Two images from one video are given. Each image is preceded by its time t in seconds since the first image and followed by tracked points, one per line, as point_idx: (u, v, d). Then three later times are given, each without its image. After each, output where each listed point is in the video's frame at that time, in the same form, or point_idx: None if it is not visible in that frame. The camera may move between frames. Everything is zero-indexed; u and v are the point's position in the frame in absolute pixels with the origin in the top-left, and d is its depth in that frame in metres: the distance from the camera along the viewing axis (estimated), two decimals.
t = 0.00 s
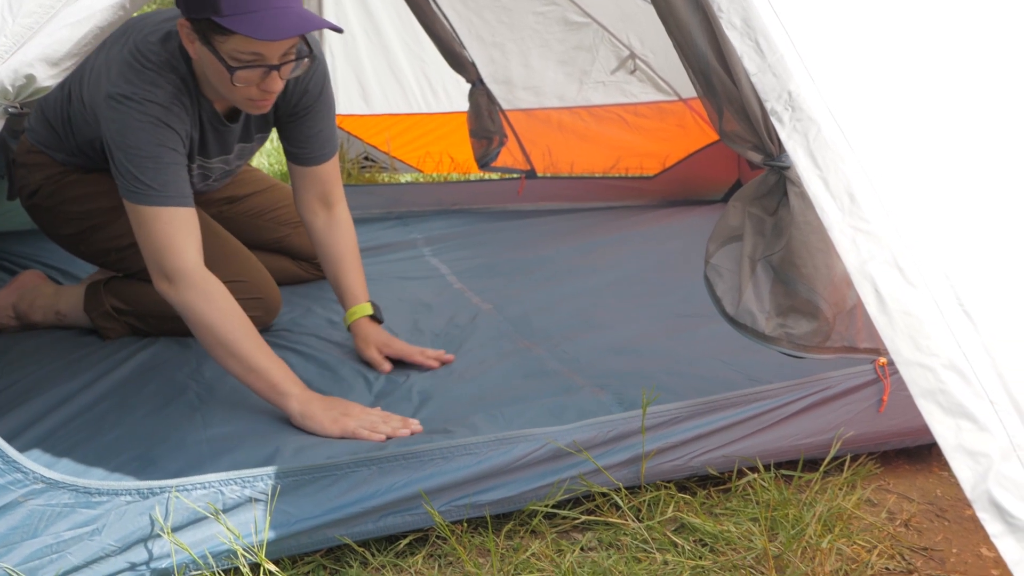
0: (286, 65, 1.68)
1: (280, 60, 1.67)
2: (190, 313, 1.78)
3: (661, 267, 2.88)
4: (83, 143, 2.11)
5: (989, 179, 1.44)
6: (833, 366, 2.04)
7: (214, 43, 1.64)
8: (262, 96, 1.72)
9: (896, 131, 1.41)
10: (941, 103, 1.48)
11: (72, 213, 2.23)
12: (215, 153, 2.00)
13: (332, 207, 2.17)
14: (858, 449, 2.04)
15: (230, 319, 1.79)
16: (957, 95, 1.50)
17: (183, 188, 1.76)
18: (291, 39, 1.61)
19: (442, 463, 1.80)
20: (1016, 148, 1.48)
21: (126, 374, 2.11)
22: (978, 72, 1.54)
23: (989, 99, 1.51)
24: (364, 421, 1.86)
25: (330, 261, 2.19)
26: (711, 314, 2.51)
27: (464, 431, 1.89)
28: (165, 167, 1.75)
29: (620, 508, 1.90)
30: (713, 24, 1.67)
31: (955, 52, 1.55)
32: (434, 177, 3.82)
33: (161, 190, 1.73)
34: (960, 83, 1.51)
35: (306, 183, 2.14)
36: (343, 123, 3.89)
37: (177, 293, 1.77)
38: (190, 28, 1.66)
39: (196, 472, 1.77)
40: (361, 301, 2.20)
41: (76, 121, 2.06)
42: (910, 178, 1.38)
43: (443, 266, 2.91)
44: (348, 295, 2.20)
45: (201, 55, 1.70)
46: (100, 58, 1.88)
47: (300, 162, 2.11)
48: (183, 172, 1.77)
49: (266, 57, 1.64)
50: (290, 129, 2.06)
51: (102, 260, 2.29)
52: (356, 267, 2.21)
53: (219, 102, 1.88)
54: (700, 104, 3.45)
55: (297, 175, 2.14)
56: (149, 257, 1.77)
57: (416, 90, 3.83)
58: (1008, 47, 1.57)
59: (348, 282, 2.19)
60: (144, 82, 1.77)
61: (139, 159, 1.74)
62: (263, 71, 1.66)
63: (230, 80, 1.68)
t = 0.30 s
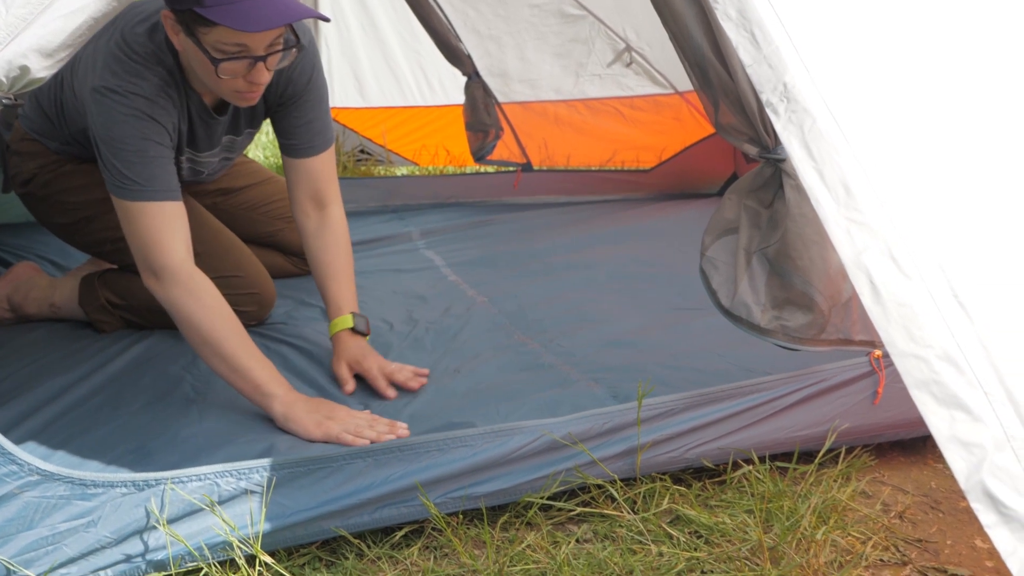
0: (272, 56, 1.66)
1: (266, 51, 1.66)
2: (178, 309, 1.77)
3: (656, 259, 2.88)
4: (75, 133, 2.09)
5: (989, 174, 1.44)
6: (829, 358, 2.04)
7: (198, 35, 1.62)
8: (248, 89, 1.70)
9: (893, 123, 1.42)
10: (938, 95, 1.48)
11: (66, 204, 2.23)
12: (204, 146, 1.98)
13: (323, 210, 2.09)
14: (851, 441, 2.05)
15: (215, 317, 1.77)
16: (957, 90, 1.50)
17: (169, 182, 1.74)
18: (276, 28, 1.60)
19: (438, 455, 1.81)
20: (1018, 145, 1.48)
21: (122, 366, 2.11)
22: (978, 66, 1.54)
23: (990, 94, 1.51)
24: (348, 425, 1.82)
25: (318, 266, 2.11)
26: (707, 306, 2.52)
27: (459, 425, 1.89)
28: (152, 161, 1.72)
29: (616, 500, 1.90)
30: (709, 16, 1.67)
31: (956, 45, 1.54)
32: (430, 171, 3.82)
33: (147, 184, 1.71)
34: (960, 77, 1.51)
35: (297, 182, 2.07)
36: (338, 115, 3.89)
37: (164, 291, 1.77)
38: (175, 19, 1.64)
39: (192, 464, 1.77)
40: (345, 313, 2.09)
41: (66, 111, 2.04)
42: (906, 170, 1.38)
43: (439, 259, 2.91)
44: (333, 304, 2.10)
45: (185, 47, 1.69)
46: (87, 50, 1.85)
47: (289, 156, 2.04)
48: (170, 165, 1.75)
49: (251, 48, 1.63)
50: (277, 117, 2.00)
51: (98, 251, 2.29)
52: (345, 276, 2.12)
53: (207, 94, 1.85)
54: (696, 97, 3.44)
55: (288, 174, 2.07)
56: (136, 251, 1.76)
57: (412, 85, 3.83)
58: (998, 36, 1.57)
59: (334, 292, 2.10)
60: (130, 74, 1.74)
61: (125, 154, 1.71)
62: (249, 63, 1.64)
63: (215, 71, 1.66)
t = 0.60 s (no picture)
0: (264, 48, 1.65)
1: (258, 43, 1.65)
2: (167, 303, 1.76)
3: (652, 251, 2.88)
4: (68, 121, 2.09)
5: (986, 165, 1.44)
6: (823, 349, 2.05)
7: (189, 26, 1.61)
8: (242, 81, 1.70)
9: (888, 113, 1.41)
10: (934, 85, 1.48)
11: (59, 193, 2.22)
12: (196, 138, 1.98)
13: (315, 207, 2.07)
14: (845, 431, 2.06)
15: (202, 311, 1.77)
16: (954, 83, 1.50)
17: (160, 175, 1.73)
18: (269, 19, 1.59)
19: (434, 446, 1.81)
20: (1015, 137, 1.48)
21: (117, 358, 2.10)
22: (974, 59, 1.54)
23: (987, 89, 1.51)
24: (333, 429, 1.78)
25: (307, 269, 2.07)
26: (701, 297, 2.52)
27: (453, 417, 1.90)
28: (142, 154, 1.72)
29: (611, 490, 1.91)
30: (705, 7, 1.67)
31: (952, 37, 1.54)
32: (425, 162, 3.81)
33: (137, 177, 1.71)
34: (957, 70, 1.51)
35: (289, 174, 2.04)
36: (334, 108, 3.86)
37: (152, 286, 1.76)
38: (166, 11, 1.63)
39: (188, 456, 1.76)
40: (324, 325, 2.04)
41: (60, 100, 2.04)
42: (901, 160, 1.38)
43: (434, 251, 2.91)
44: (317, 311, 2.05)
45: (177, 38, 1.68)
46: (83, 40, 1.84)
47: (281, 147, 2.02)
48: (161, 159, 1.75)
49: (244, 40, 1.62)
50: (271, 106, 1.99)
51: (92, 241, 2.28)
52: (334, 281, 2.08)
53: (200, 87, 1.84)
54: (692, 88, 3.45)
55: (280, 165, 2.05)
56: (125, 245, 1.75)
57: (408, 77, 3.82)
58: (1002, 31, 1.58)
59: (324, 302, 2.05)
60: (122, 65, 1.73)
61: (115, 146, 1.71)
62: (241, 55, 1.64)
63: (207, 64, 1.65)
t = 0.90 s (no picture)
0: (265, 44, 1.65)
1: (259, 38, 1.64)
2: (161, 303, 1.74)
3: (647, 243, 2.88)
4: (66, 112, 2.08)
5: (985, 155, 1.44)
6: (819, 340, 2.05)
7: (190, 20, 1.60)
8: (242, 76, 1.69)
9: (885, 103, 1.41)
10: (935, 78, 1.48)
11: (55, 184, 2.21)
12: (194, 131, 1.97)
13: (306, 204, 2.05)
14: (841, 422, 2.06)
15: (197, 310, 1.75)
16: (952, 73, 1.50)
17: (158, 169, 1.72)
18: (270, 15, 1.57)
19: (430, 437, 1.81)
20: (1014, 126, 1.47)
21: (113, 350, 2.10)
22: (972, 48, 1.53)
23: (986, 79, 1.51)
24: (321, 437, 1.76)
25: (294, 268, 2.07)
26: (697, 289, 2.52)
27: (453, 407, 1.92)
28: (141, 147, 1.70)
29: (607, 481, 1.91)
30: None
31: (949, 27, 1.54)
32: (421, 153, 3.81)
33: (135, 171, 1.69)
34: (955, 59, 1.51)
35: (282, 168, 2.03)
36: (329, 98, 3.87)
37: (144, 284, 1.73)
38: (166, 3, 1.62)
39: (184, 448, 1.76)
40: (311, 327, 2.04)
41: (58, 91, 2.03)
42: (898, 149, 1.38)
43: (430, 243, 2.91)
44: (304, 313, 2.05)
45: (177, 31, 1.67)
46: (83, 33, 1.83)
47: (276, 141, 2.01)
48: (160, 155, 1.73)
49: (245, 35, 1.61)
50: (269, 99, 1.98)
51: (87, 232, 2.27)
52: (322, 284, 2.07)
53: (199, 81, 1.84)
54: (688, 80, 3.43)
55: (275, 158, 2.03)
56: (121, 242, 1.73)
57: (402, 67, 3.80)
58: (1001, 21, 1.58)
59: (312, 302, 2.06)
60: (123, 58, 1.72)
61: (112, 139, 1.69)
62: (242, 49, 1.63)
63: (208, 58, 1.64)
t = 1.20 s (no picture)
0: (276, 44, 1.64)
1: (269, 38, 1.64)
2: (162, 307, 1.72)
3: (644, 235, 2.87)
4: (64, 106, 2.07)
5: (983, 147, 1.44)
6: (816, 332, 2.06)
7: (201, 17, 1.59)
8: (251, 76, 1.69)
9: (882, 94, 1.41)
10: (932, 70, 1.48)
11: (52, 178, 2.20)
12: (200, 128, 1.97)
13: (306, 199, 2.04)
14: (838, 414, 2.07)
15: (199, 314, 1.72)
16: (949, 65, 1.49)
17: (168, 168, 1.71)
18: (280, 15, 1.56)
19: (427, 430, 1.81)
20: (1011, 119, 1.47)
21: (110, 343, 2.09)
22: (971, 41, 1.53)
23: (985, 72, 1.51)
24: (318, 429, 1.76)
25: (294, 263, 2.06)
26: (693, 281, 2.52)
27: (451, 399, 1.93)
28: (150, 146, 1.70)
29: (605, 473, 1.91)
30: None
31: (946, 19, 1.54)
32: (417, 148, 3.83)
33: (144, 171, 1.68)
34: (952, 51, 1.51)
35: (283, 164, 2.02)
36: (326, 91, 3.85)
37: (148, 286, 1.71)
38: None
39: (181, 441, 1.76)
40: (309, 322, 2.04)
41: (58, 85, 2.02)
42: (894, 140, 1.38)
43: (426, 236, 2.90)
44: (302, 308, 2.05)
45: (186, 28, 1.66)
46: (87, 28, 1.82)
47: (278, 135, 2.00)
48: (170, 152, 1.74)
49: (256, 35, 1.60)
50: (272, 93, 1.96)
51: (84, 226, 2.26)
52: (320, 281, 2.07)
53: (208, 78, 1.84)
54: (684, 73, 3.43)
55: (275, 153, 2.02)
56: (126, 242, 1.71)
57: (399, 60, 3.78)
58: (998, 14, 1.58)
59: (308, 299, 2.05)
60: (135, 57, 1.72)
61: (123, 138, 1.68)
62: (252, 50, 1.63)
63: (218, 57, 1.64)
